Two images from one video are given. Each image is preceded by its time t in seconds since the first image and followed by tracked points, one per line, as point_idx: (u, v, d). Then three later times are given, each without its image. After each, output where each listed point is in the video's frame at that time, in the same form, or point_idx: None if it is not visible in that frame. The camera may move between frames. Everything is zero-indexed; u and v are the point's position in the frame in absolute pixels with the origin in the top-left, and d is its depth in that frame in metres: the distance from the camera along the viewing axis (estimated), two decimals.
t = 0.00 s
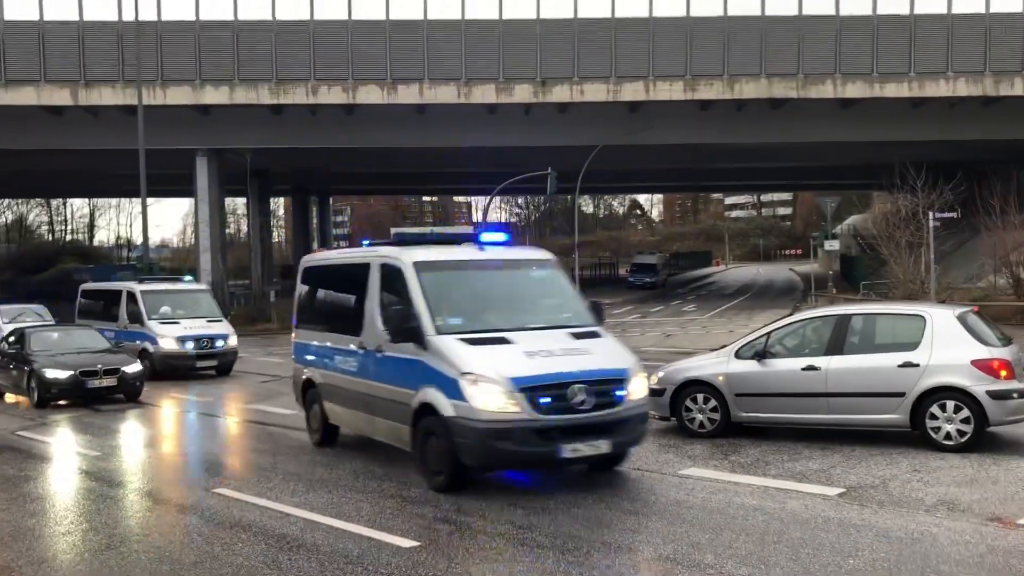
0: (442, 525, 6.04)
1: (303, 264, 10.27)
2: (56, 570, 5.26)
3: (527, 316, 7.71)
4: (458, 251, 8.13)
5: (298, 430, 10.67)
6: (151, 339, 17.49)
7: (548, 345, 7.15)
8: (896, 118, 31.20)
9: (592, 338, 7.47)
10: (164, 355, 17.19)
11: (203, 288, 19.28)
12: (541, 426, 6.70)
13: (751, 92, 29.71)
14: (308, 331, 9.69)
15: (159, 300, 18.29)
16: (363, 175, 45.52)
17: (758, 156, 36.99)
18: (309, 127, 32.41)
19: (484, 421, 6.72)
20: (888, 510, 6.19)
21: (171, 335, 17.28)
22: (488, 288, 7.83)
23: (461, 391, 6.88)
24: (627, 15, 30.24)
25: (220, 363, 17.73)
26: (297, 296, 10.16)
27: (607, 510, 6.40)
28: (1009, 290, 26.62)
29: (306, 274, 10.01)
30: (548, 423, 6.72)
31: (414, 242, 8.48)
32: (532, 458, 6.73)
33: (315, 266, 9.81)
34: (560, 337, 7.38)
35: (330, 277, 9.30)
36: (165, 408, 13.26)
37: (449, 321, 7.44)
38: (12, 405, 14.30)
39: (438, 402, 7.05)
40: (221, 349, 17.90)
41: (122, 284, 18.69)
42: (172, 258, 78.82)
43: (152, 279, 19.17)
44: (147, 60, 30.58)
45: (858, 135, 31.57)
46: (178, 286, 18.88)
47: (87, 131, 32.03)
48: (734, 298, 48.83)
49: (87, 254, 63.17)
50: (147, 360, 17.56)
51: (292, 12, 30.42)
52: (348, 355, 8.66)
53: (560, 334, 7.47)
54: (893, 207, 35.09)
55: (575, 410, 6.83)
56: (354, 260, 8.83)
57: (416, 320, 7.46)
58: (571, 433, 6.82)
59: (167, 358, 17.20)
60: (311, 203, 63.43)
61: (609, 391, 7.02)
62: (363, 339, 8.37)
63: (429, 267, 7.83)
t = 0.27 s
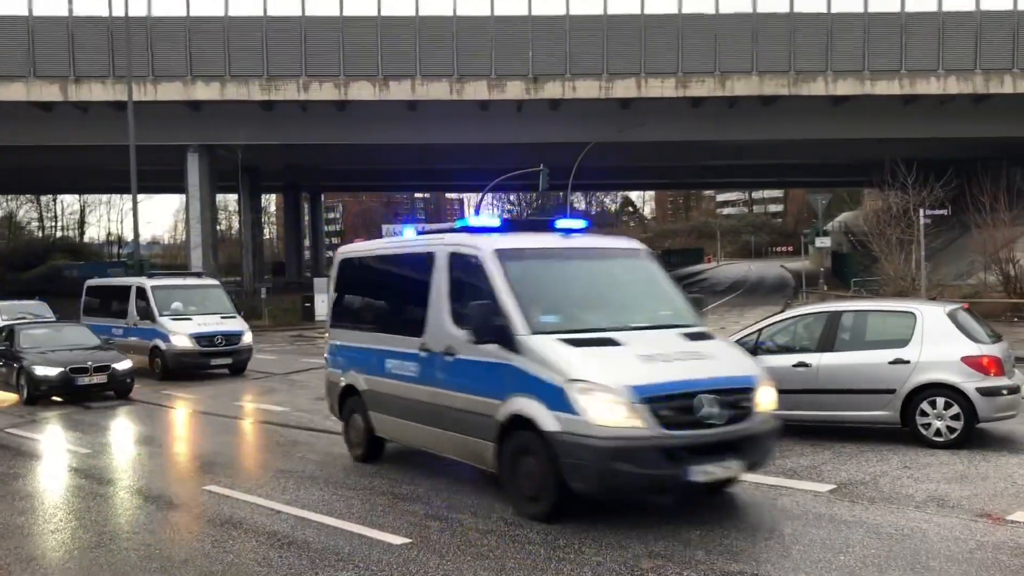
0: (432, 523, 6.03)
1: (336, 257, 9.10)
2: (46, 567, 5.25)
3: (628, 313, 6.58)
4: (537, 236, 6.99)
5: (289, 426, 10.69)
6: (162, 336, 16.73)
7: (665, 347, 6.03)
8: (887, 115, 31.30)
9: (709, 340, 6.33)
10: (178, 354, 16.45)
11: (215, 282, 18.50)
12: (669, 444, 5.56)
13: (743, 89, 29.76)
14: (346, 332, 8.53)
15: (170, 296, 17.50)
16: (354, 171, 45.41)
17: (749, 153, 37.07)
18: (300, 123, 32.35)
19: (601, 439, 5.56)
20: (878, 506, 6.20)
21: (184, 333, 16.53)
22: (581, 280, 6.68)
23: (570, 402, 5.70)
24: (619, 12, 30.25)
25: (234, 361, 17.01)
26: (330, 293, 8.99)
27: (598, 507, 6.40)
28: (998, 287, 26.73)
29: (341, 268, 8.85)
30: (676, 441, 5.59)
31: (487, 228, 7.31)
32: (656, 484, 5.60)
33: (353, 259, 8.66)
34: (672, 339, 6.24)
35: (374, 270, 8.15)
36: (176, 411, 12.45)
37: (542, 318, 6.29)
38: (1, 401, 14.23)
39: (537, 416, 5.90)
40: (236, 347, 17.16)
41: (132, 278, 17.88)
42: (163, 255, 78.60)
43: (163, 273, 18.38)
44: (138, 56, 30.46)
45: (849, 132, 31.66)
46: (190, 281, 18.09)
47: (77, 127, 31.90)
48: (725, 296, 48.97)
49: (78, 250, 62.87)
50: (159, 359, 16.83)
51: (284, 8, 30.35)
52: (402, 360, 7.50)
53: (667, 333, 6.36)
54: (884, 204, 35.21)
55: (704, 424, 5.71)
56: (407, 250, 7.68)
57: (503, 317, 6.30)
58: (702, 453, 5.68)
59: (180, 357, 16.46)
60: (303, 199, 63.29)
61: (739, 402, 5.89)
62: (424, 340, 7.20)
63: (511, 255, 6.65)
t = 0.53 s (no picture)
0: (425, 522, 6.02)
1: (389, 248, 8.16)
2: (36, 567, 5.24)
3: (771, 314, 5.60)
4: (652, 223, 6.03)
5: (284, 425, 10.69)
6: (178, 337, 16.36)
7: (831, 356, 5.07)
8: (879, 114, 31.38)
9: (872, 348, 5.37)
10: (194, 356, 16.09)
11: (231, 282, 18.13)
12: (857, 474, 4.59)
13: (736, 88, 29.80)
14: (406, 333, 7.61)
15: (186, 296, 17.13)
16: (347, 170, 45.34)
17: (742, 152, 37.15)
18: (292, 122, 32.28)
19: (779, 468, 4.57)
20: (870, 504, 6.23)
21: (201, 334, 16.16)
22: (714, 276, 5.71)
23: (734, 423, 4.70)
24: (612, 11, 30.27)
25: (252, 364, 16.65)
26: (384, 287, 8.06)
27: (591, 506, 6.40)
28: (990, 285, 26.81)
29: (399, 260, 7.92)
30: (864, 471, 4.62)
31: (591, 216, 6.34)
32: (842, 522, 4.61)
33: (413, 250, 7.72)
34: (832, 346, 5.28)
35: (444, 263, 7.21)
36: (193, 414, 11.98)
37: (680, 320, 5.31)
38: None
39: (676, 437, 4.95)
40: (253, 348, 16.83)
41: (147, 277, 17.49)
42: (156, 254, 78.40)
43: (177, 272, 18.00)
44: (130, 54, 30.36)
45: (841, 131, 31.74)
46: (206, 280, 17.73)
47: (68, 126, 31.78)
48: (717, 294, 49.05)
49: (69, 250, 62.66)
50: (174, 361, 16.44)
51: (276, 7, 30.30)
52: (486, 367, 6.56)
53: (821, 338, 5.40)
54: (876, 202, 35.31)
55: (891, 449, 4.76)
56: (489, 240, 6.74)
57: (634, 319, 5.32)
58: (891, 484, 4.72)
59: (196, 359, 16.10)
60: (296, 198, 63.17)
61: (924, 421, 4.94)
62: (517, 344, 6.25)
63: (635, 247, 5.69)
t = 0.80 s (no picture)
0: (421, 523, 6.02)
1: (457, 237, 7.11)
2: (28, 570, 5.21)
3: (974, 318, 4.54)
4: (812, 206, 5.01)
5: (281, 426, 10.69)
6: (196, 339, 15.42)
7: None
8: (873, 114, 31.45)
9: None
10: (214, 358, 15.17)
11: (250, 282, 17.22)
12: None
13: (730, 89, 29.84)
14: (483, 336, 6.56)
15: (204, 295, 16.21)
16: (341, 171, 45.28)
17: (736, 152, 37.22)
18: (286, 122, 32.26)
19: None
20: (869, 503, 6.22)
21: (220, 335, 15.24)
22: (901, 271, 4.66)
23: (978, 453, 3.66)
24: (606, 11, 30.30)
25: (273, 368, 15.75)
26: (451, 282, 7.02)
27: (585, 506, 6.41)
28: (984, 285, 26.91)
29: (471, 251, 6.87)
30: None
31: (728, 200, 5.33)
32: None
33: (491, 241, 6.68)
34: None
35: (537, 254, 6.17)
36: (213, 423, 11.08)
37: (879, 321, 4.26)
38: None
39: (888, 470, 3.91)
40: (275, 351, 15.91)
41: (162, 276, 16.54)
42: (150, 255, 78.25)
43: (193, 271, 17.07)
44: (123, 54, 30.33)
45: (835, 131, 31.83)
46: (225, 280, 16.82)
47: (62, 127, 31.71)
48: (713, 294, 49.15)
49: (63, 250, 62.48)
50: (191, 363, 15.52)
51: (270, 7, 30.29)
52: (599, 377, 5.51)
53: None
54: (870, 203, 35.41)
55: None
56: (601, 228, 5.70)
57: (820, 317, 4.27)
58: None
59: (216, 362, 15.16)
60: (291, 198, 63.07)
61: None
62: (644, 350, 5.21)
63: (806, 233, 4.68)
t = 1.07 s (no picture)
0: (418, 522, 6.01)
1: (544, 228, 6.36)
2: (23, 570, 5.19)
3: None
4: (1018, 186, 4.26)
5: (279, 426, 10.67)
6: (216, 341, 14.84)
7: None
8: (869, 114, 31.49)
9: None
10: (234, 360, 14.56)
11: (273, 281, 16.59)
12: None
13: (726, 88, 29.85)
14: (584, 340, 5.81)
15: (225, 294, 15.60)
16: (338, 170, 45.24)
17: (733, 152, 37.24)
18: (283, 122, 32.22)
19: None
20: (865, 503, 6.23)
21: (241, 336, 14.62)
22: None
23: None
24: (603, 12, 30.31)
25: (296, 370, 15.13)
26: (538, 279, 6.27)
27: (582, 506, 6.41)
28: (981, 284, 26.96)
29: (563, 244, 6.12)
30: None
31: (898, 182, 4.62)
32: None
33: (590, 232, 5.94)
34: None
35: (656, 246, 5.42)
36: (235, 429, 10.49)
37: None
38: None
39: None
40: (299, 353, 15.28)
41: (182, 275, 15.95)
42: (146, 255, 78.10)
43: (213, 270, 16.46)
44: (120, 54, 30.28)
45: (831, 131, 31.90)
46: (246, 278, 16.19)
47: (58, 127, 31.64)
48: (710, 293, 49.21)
49: (59, 250, 62.33)
50: (211, 365, 14.92)
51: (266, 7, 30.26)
52: (743, 389, 4.79)
53: None
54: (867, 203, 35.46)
55: None
56: (742, 214, 4.96)
57: None
58: None
59: (236, 363, 14.55)
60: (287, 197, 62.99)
61: None
62: (808, 356, 4.49)
63: None
